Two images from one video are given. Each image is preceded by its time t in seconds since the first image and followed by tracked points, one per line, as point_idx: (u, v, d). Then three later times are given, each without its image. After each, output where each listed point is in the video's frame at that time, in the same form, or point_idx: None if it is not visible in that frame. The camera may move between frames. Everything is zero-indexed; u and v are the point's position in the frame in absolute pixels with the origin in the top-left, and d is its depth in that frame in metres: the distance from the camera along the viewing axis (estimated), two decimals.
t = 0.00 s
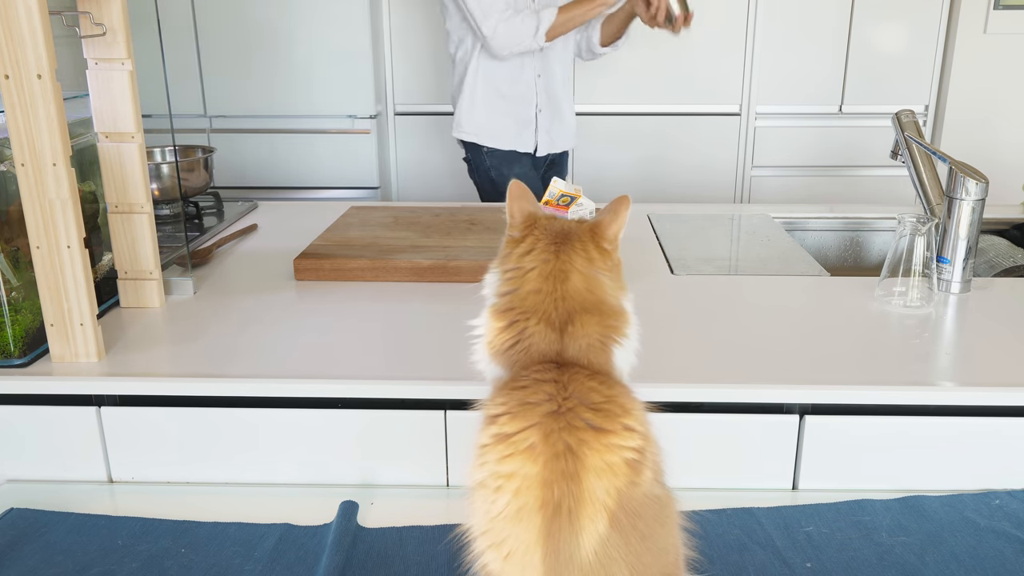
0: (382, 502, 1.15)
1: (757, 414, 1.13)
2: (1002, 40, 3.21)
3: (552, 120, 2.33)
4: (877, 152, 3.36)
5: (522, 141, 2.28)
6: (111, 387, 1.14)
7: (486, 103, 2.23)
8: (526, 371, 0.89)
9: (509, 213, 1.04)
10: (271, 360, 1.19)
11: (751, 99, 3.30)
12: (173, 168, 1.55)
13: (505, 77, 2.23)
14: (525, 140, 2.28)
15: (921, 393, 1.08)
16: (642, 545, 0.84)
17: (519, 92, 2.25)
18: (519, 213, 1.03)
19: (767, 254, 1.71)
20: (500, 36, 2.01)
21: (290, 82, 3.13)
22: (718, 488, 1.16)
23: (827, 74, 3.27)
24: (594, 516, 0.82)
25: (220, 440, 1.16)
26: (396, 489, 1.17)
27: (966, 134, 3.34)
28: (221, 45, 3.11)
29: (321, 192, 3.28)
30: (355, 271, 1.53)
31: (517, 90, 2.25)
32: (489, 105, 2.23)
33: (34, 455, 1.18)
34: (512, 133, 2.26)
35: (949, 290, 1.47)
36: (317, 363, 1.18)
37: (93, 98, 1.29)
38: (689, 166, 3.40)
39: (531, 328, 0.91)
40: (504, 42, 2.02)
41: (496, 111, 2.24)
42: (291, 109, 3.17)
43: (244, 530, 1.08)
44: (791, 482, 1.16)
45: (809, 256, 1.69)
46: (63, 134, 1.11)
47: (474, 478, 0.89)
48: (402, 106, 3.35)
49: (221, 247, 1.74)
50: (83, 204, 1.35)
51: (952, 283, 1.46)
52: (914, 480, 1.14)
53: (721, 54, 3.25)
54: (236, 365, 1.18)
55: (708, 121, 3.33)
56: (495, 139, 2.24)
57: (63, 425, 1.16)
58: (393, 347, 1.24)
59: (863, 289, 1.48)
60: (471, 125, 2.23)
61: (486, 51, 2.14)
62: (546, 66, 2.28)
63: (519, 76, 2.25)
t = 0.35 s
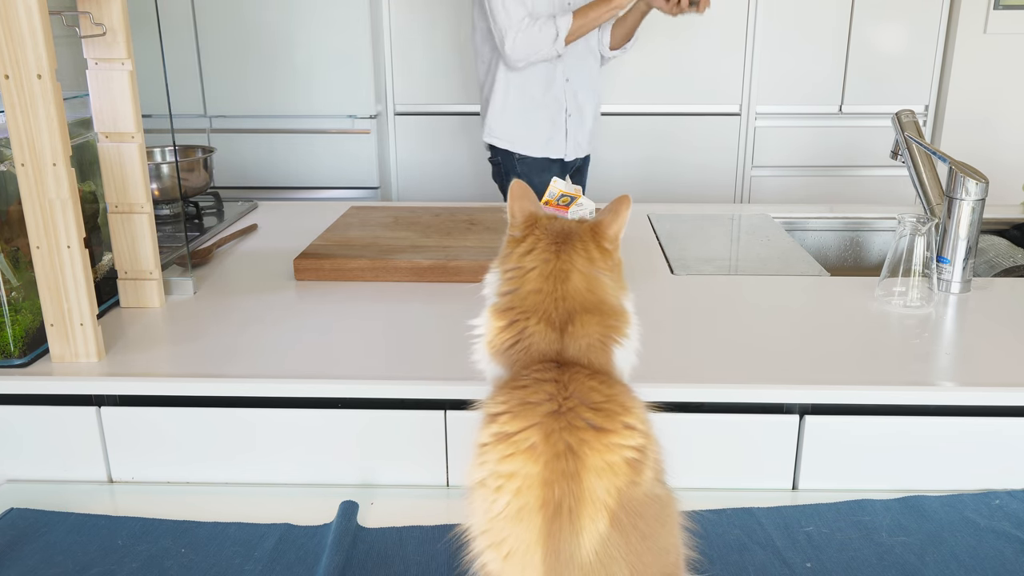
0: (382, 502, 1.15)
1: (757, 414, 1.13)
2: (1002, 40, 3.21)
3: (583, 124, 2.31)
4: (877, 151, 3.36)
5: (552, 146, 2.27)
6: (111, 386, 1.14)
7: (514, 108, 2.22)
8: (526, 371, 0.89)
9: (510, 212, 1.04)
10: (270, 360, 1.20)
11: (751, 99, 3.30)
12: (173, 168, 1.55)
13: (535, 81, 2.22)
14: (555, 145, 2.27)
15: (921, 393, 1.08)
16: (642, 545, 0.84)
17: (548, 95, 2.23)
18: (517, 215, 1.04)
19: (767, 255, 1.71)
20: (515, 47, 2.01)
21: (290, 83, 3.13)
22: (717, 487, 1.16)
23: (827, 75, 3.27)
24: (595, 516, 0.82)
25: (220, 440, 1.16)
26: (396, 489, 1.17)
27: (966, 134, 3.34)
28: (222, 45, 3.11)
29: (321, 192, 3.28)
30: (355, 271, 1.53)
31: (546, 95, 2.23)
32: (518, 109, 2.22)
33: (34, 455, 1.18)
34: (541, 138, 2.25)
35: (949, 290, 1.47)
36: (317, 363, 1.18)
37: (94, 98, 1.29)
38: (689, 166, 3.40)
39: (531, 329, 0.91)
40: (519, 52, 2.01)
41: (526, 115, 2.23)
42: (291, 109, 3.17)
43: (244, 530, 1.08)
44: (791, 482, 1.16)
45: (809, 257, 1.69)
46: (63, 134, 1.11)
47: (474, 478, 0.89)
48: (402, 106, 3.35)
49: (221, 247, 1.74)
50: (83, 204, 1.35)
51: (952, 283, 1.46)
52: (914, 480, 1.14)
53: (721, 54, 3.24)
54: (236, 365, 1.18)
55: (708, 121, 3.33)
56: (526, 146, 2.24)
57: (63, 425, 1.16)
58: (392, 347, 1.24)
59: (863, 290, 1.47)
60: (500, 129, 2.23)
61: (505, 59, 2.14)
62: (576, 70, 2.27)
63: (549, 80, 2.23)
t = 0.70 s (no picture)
0: (382, 502, 1.15)
1: (757, 415, 1.13)
2: (1001, 40, 3.21)
3: (654, 120, 2.31)
4: (877, 151, 3.36)
5: (632, 144, 2.26)
6: (111, 387, 1.14)
7: (597, 109, 2.19)
8: (526, 371, 0.89)
9: (512, 212, 1.04)
10: (270, 360, 1.20)
11: (752, 98, 3.30)
12: (173, 168, 1.54)
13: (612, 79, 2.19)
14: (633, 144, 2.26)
15: (921, 393, 1.08)
16: (640, 545, 0.84)
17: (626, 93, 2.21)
18: (518, 215, 1.04)
19: (767, 255, 1.71)
20: (616, 42, 1.98)
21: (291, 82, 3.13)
22: (718, 487, 1.16)
23: (827, 75, 3.27)
24: (594, 516, 0.82)
25: (220, 440, 1.16)
26: (396, 489, 1.17)
27: (966, 134, 3.34)
28: (222, 45, 3.11)
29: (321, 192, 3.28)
30: (355, 271, 1.53)
31: (624, 92, 2.21)
32: (600, 111, 2.19)
33: (34, 455, 1.17)
34: (625, 138, 2.24)
35: (949, 290, 1.46)
36: (317, 363, 1.18)
37: (94, 98, 1.29)
38: (690, 166, 3.40)
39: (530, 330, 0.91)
40: (621, 47, 1.99)
41: (607, 116, 2.20)
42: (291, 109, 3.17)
43: (244, 530, 1.08)
44: (791, 482, 1.16)
45: (810, 257, 1.69)
46: (63, 135, 1.11)
47: (474, 478, 0.89)
48: (402, 106, 3.35)
49: (221, 247, 1.74)
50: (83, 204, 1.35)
51: (952, 283, 1.46)
52: (914, 480, 1.14)
53: (721, 54, 3.24)
54: (236, 365, 1.18)
55: (708, 121, 3.32)
56: (609, 148, 2.23)
57: (63, 425, 1.16)
58: (393, 347, 1.24)
59: (863, 290, 1.48)
60: (586, 135, 2.20)
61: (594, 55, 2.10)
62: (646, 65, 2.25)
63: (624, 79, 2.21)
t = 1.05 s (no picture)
0: (383, 502, 1.15)
1: (756, 415, 1.13)
2: (1002, 39, 3.21)
3: (692, 125, 2.42)
4: (877, 151, 3.36)
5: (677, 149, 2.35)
6: (110, 387, 1.14)
7: (651, 113, 2.26)
8: (525, 373, 0.89)
9: (523, 210, 1.07)
10: (270, 360, 1.20)
11: (751, 99, 3.30)
12: (173, 168, 1.55)
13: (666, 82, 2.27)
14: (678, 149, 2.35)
15: (921, 393, 1.08)
16: (641, 545, 0.85)
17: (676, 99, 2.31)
18: (525, 216, 1.06)
19: (768, 255, 1.71)
20: (685, 43, 2.11)
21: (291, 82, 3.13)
22: (717, 488, 1.16)
23: (826, 75, 3.28)
24: (594, 516, 0.82)
25: (220, 440, 1.16)
26: (396, 489, 1.17)
27: (966, 133, 3.33)
28: (222, 45, 3.11)
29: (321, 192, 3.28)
30: (355, 272, 1.53)
31: (675, 98, 2.30)
32: (654, 113, 2.27)
33: (34, 455, 1.17)
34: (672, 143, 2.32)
35: (949, 290, 1.46)
36: (316, 363, 1.18)
37: (93, 98, 1.29)
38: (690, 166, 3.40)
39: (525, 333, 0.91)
40: (690, 46, 2.12)
41: (660, 120, 2.28)
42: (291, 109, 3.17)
43: (243, 530, 1.08)
44: (790, 482, 1.16)
45: (810, 257, 1.69)
46: (63, 135, 1.11)
47: (474, 480, 0.89)
48: (402, 106, 3.35)
49: (221, 247, 1.74)
50: (83, 204, 1.35)
51: (952, 283, 1.46)
52: (914, 480, 1.14)
53: (721, 54, 3.25)
54: (237, 365, 1.18)
55: (709, 120, 3.32)
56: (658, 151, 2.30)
57: (63, 424, 1.16)
58: (393, 347, 1.24)
59: (863, 290, 1.48)
60: (639, 138, 2.27)
61: (658, 54, 2.19)
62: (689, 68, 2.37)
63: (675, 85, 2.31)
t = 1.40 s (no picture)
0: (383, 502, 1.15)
1: (756, 415, 1.13)
2: (1002, 39, 3.21)
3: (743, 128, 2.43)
4: (877, 151, 3.36)
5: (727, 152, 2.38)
6: (110, 387, 1.14)
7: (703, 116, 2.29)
8: (524, 373, 0.89)
9: (527, 209, 1.07)
10: (270, 360, 1.20)
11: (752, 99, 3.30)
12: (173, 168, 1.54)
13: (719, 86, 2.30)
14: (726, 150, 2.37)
15: (921, 392, 1.08)
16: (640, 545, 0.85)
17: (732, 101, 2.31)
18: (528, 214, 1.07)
19: (769, 255, 1.71)
20: (750, 47, 2.14)
21: (290, 83, 3.13)
22: (717, 488, 1.16)
23: (826, 75, 3.28)
24: (594, 517, 0.82)
25: (220, 440, 1.16)
26: (396, 489, 1.17)
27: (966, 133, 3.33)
28: (223, 45, 3.10)
29: (321, 193, 3.28)
30: (356, 272, 1.53)
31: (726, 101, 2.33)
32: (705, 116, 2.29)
33: (34, 455, 1.17)
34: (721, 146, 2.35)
35: (948, 291, 1.46)
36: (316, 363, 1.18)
37: (93, 98, 1.29)
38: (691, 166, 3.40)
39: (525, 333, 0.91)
40: (753, 51, 2.15)
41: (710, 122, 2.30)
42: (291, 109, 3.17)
43: (243, 530, 1.08)
44: (791, 482, 1.16)
45: (810, 257, 1.69)
46: (63, 135, 1.11)
47: (474, 480, 0.88)
48: (403, 106, 3.35)
49: (221, 247, 1.74)
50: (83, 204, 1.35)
51: (952, 283, 1.46)
52: (914, 479, 1.14)
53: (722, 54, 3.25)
54: (236, 365, 1.18)
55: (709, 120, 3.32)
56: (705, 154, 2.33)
57: (63, 424, 1.15)
58: (393, 347, 1.24)
59: (863, 290, 1.47)
60: (686, 140, 2.30)
61: (718, 58, 2.22)
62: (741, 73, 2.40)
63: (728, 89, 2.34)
